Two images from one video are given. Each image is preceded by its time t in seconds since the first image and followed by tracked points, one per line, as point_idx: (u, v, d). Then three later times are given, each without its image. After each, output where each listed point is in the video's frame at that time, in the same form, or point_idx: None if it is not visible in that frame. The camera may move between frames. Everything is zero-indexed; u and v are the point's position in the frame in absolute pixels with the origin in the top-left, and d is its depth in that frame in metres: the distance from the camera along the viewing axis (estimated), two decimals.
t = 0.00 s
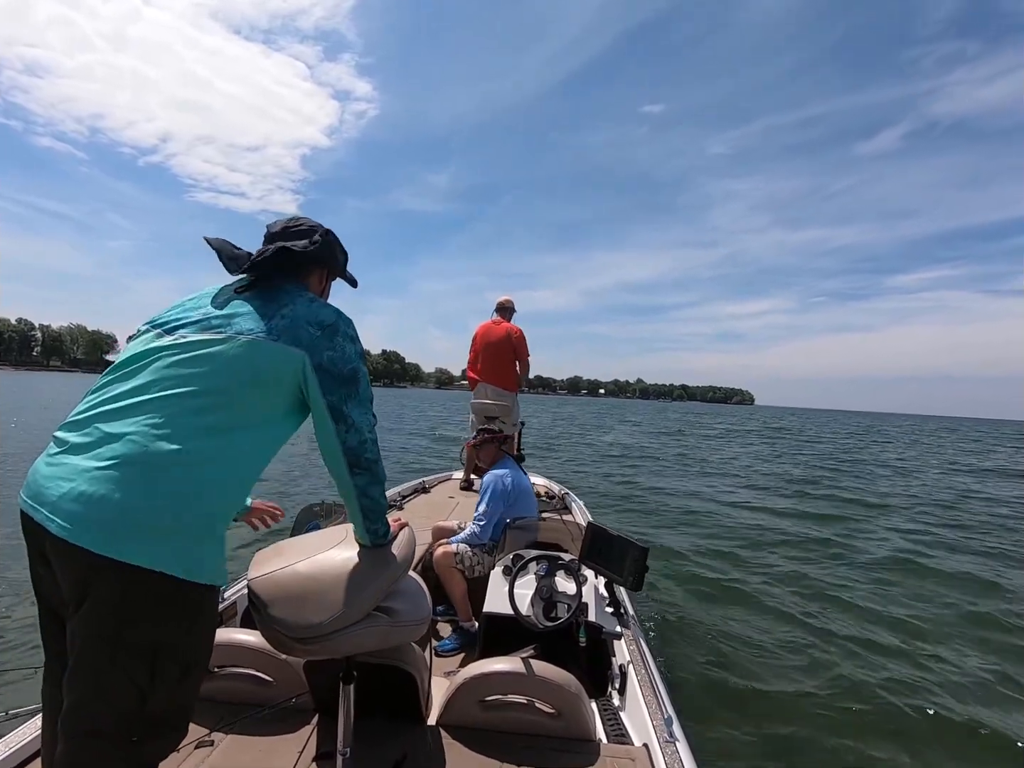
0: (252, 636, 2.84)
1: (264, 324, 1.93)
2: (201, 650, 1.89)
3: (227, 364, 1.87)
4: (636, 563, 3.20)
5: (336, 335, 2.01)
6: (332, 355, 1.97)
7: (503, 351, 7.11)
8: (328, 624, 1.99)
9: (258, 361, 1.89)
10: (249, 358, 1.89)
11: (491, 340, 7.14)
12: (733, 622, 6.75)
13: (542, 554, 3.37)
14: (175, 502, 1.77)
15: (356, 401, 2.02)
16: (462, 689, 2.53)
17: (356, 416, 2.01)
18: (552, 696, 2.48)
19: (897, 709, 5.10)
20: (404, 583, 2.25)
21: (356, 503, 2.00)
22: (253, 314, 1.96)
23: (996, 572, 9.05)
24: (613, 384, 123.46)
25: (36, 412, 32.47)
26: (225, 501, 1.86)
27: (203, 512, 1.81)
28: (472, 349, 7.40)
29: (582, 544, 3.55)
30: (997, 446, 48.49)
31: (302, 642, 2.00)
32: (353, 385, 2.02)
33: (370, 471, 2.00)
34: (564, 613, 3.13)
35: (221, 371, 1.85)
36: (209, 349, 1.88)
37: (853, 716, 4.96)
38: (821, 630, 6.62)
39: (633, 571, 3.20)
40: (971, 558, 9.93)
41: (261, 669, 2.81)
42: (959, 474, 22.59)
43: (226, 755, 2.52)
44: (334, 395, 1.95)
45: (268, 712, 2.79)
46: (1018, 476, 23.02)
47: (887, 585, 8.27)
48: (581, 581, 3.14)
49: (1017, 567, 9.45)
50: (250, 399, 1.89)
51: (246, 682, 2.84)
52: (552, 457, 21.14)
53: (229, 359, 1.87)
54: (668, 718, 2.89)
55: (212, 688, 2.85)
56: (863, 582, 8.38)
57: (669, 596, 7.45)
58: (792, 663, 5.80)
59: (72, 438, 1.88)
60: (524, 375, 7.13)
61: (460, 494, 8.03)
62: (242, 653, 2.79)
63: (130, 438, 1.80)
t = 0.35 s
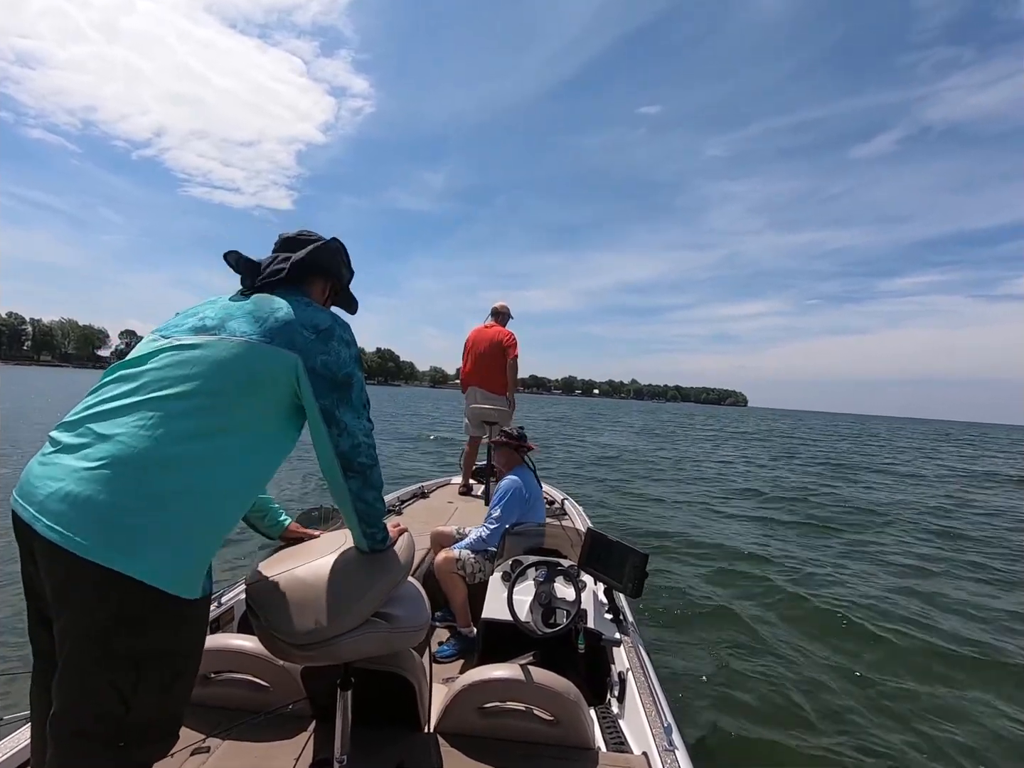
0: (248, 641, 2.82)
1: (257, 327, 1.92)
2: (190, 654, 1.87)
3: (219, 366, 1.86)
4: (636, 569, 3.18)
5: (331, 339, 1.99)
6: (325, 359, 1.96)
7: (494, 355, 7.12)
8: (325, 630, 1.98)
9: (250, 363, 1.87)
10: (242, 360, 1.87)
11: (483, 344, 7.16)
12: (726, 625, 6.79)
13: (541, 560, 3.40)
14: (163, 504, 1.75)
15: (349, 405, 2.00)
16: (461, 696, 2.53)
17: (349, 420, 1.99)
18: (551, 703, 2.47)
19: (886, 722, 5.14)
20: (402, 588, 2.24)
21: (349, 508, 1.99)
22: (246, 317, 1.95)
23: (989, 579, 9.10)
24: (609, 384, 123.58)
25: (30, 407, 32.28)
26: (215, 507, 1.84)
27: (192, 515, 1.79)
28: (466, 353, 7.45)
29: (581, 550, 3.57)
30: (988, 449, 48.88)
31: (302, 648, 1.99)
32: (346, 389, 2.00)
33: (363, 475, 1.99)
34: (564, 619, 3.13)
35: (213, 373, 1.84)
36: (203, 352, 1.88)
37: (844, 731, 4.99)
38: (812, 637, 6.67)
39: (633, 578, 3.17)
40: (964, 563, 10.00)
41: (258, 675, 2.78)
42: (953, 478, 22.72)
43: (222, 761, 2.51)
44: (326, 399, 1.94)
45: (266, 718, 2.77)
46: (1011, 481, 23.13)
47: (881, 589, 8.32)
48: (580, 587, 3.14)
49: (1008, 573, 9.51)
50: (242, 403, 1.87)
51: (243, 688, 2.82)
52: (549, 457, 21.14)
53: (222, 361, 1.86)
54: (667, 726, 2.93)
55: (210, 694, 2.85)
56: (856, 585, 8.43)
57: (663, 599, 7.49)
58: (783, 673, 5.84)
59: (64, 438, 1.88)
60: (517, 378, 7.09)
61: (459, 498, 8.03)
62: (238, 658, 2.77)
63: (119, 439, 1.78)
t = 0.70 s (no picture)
0: (242, 640, 2.79)
1: (251, 323, 1.91)
2: (173, 648, 1.84)
3: (211, 359, 1.85)
4: (632, 573, 3.20)
5: (322, 336, 1.97)
6: (316, 356, 1.94)
7: (488, 357, 7.10)
8: (318, 632, 1.97)
9: (241, 358, 1.86)
10: (233, 355, 1.86)
11: (477, 346, 7.16)
12: (721, 622, 6.82)
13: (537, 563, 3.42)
14: (149, 495, 1.74)
15: (340, 402, 1.99)
16: (454, 699, 2.53)
17: (340, 417, 1.98)
18: (546, 707, 2.48)
19: (878, 716, 5.17)
20: (397, 588, 2.24)
21: (342, 505, 1.98)
22: (240, 313, 1.94)
23: (982, 576, 9.15)
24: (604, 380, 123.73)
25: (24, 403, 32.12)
26: (205, 503, 1.82)
27: (178, 507, 1.77)
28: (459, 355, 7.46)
29: (577, 553, 3.56)
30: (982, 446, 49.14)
31: (296, 648, 1.99)
32: (338, 385, 1.99)
33: (355, 472, 1.97)
34: (559, 622, 3.14)
35: (203, 367, 1.83)
36: (196, 346, 1.87)
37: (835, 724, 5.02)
38: (806, 631, 6.70)
39: (629, 582, 3.19)
40: (957, 560, 10.04)
41: (251, 674, 2.78)
42: (948, 476, 22.84)
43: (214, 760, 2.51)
44: (317, 395, 1.92)
45: (259, 716, 2.76)
46: (1005, 478, 23.28)
47: (875, 586, 8.36)
48: (576, 591, 3.14)
49: (1001, 571, 9.56)
50: (232, 397, 1.86)
51: (236, 687, 2.82)
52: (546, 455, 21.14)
53: (213, 354, 1.85)
54: (661, 731, 2.90)
55: (203, 691, 2.84)
56: (851, 583, 8.46)
57: (658, 595, 7.52)
58: (776, 667, 5.87)
59: (56, 427, 1.88)
60: (508, 378, 7.07)
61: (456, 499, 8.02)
62: (231, 657, 2.75)
63: (108, 429, 1.78)
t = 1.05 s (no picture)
0: (239, 637, 2.80)
1: (249, 321, 1.91)
2: (160, 636, 1.83)
3: (210, 354, 1.85)
4: (629, 573, 3.21)
5: (318, 333, 1.97)
6: (312, 353, 1.94)
7: (486, 356, 7.09)
8: (314, 629, 1.97)
9: (239, 354, 1.86)
10: (231, 350, 1.86)
11: (476, 345, 7.15)
12: (717, 618, 6.85)
13: (535, 562, 3.43)
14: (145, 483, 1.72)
15: (335, 398, 1.98)
16: (451, 698, 2.54)
17: (335, 413, 1.97)
18: (542, 706, 2.48)
19: (872, 710, 5.20)
20: (395, 587, 2.24)
21: (338, 501, 1.97)
22: (239, 312, 1.95)
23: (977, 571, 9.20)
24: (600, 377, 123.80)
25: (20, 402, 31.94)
26: (201, 496, 1.81)
27: (174, 496, 1.76)
28: (457, 355, 7.45)
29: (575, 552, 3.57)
30: (976, 440, 49.41)
31: (292, 644, 1.99)
32: (333, 382, 1.98)
33: (351, 468, 1.97)
34: (557, 621, 3.14)
35: (202, 361, 1.83)
36: (195, 341, 1.87)
37: (830, 719, 5.05)
38: (801, 627, 6.74)
39: (627, 582, 3.20)
40: (953, 556, 10.08)
41: (249, 671, 2.78)
42: (943, 471, 22.97)
43: (211, 755, 2.51)
44: (312, 391, 1.92)
45: (256, 713, 2.76)
46: (1001, 473, 23.37)
47: (871, 582, 8.39)
48: (574, 590, 3.17)
49: (996, 566, 9.62)
50: (230, 391, 1.85)
51: (234, 684, 2.82)
52: (544, 452, 21.17)
53: (212, 349, 1.85)
54: (657, 731, 2.94)
55: (200, 688, 2.84)
56: (847, 579, 8.49)
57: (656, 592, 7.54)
58: (771, 662, 5.90)
59: (58, 417, 1.88)
60: (506, 378, 7.07)
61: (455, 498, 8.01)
62: (229, 653, 2.75)
63: (106, 418, 1.77)
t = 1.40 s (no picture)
0: (242, 635, 2.80)
1: (253, 319, 1.91)
2: (170, 629, 1.84)
3: (216, 351, 1.85)
4: (630, 567, 3.21)
5: (321, 330, 1.97)
6: (315, 349, 1.94)
7: (487, 352, 7.09)
8: (311, 624, 1.98)
9: (244, 351, 1.86)
10: (237, 347, 1.86)
11: (476, 341, 7.15)
12: (715, 617, 6.87)
13: (536, 558, 3.43)
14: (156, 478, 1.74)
15: (336, 394, 1.98)
16: (455, 693, 2.54)
17: (336, 409, 1.97)
18: (544, 700, 2.50)
19: (869, 710, 5.24)
20: (395, 583, 2.25)
21: (337, 499, 1.98)
22: (245, 310, 1.94)
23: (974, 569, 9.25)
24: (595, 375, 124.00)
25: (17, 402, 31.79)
26: (211, 491, 1.81)
27: (184, 490, 1.77)
28: (458, 353, 7.45)
29: (576, 548, 3.58)
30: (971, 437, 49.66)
31: (289, 640, 1.99)
32: (335, 379, 1.98)
33: (351, 466, 1.97)
34: (558, 616, 3.15)
35: (208, 357, 1.83)
36: (202, 339, 1.88)
37: (829, 719, 5.07)
38: (798, 626, 6.78)
39: (628, 576, 3.21)
40: (950, 554, 10.11)
41: (252, 669, 2.78)
42: (941, 467, 23.06)
43: (215, 753, 2.50)
44: (314, 388, 1.92)
45: (259, 711, 2.76)
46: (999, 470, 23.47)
47: (869, 580, 8.42)
48: (575, 585, 3.17)
49: (994, 564, 9.64)
50: (236, 387, 1.84)
51: (237, 681, 2.81)
52: (543, 451, 21.16)
53: (218, 346, 1.85)
54: (659, 725, 2.98)
55: (203, 686, 2.83)
56: (846, 577, 8.51)
57: (655, 591, 7.56)
58: (767, 660, 5.93)
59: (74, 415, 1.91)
60: (507, 375, 7.09)
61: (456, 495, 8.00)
62: (232, 651, 2.75)
63: (117, 415, 1.79)
